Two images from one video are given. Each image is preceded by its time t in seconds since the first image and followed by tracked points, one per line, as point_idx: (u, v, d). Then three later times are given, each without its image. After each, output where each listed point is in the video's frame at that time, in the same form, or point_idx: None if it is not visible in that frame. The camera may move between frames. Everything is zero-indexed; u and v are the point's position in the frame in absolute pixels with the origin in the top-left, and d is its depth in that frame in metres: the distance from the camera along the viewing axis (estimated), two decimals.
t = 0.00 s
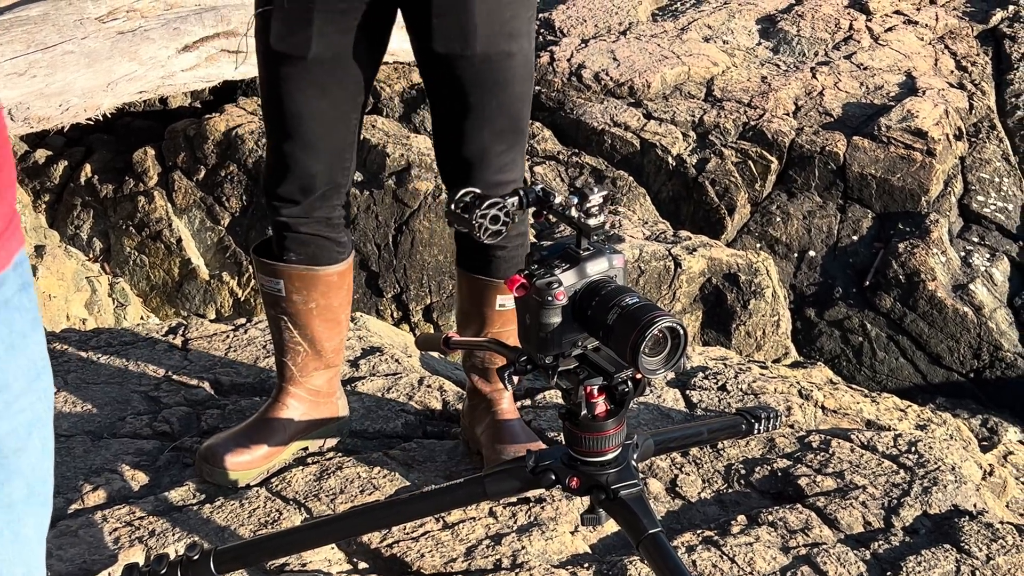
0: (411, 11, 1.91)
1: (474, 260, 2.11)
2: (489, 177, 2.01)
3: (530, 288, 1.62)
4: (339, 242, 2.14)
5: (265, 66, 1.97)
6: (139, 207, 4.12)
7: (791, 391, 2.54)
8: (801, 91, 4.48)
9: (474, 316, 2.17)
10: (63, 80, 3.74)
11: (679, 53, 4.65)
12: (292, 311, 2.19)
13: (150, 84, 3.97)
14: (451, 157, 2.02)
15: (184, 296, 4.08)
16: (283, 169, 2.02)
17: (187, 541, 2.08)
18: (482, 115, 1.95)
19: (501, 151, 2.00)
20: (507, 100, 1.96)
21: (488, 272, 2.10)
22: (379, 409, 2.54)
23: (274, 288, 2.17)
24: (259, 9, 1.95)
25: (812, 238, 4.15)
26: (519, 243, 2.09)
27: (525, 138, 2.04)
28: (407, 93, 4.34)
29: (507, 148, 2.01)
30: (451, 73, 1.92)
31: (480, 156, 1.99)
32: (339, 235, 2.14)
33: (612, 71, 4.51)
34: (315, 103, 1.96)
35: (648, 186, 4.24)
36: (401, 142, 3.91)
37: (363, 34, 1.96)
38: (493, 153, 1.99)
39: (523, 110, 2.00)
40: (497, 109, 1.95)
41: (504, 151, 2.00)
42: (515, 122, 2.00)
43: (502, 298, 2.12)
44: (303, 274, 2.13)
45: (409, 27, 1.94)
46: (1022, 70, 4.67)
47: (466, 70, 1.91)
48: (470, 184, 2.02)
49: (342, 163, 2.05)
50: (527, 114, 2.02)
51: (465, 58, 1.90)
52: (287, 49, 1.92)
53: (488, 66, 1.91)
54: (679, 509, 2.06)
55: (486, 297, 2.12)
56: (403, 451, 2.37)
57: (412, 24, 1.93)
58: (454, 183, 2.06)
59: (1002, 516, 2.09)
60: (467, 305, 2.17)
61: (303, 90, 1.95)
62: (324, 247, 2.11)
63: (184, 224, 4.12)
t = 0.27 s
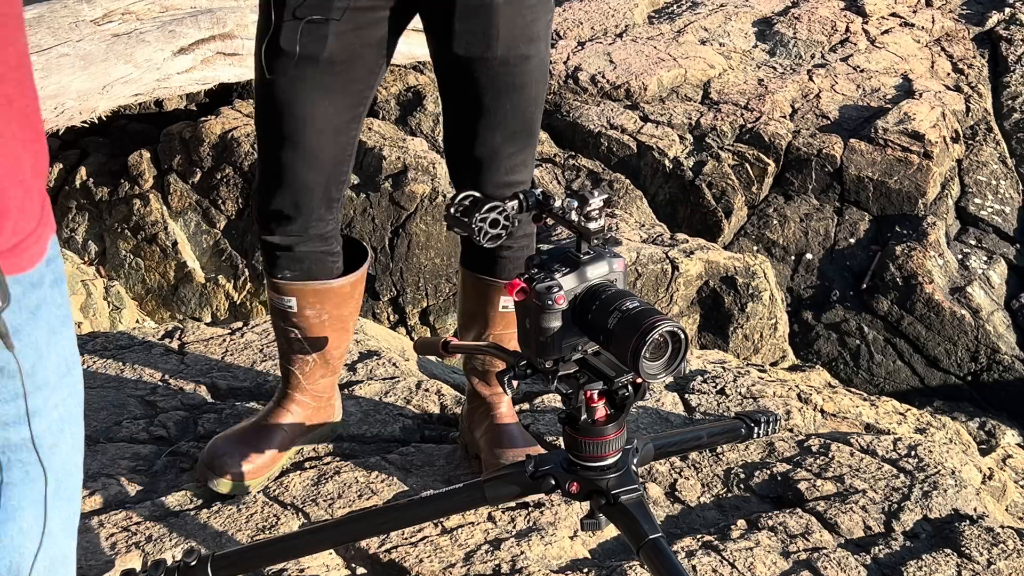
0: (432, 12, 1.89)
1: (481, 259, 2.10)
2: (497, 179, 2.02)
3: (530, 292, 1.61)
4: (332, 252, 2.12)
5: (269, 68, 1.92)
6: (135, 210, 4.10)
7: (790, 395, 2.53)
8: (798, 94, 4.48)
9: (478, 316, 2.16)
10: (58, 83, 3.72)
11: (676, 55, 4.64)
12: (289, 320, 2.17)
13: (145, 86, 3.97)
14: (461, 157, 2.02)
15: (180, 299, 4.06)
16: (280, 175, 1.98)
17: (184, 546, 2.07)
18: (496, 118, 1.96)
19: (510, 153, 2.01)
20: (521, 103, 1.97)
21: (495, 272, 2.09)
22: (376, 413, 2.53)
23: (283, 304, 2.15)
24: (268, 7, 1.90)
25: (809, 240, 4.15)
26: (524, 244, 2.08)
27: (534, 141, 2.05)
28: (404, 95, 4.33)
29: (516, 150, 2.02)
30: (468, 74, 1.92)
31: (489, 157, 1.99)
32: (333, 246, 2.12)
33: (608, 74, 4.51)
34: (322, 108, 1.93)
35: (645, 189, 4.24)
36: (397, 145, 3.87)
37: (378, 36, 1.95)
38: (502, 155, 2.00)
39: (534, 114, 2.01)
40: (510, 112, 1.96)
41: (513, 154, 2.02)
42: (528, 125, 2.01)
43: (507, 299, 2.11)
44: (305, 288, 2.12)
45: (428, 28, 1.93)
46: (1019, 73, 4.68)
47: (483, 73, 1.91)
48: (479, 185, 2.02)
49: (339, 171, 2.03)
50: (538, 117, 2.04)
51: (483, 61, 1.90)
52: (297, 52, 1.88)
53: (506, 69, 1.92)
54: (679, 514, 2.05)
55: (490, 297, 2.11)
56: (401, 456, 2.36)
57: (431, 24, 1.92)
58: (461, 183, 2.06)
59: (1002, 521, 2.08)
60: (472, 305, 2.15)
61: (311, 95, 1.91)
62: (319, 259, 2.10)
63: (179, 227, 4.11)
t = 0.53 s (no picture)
0: (400, 22, 1.91)
1: (463, 267, 2.10)
2: (477, 188, 2.02)
3: (520, 293, 1.60)
4: (333, 252, 2.12)
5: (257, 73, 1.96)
6: (127, 211, 4.08)
7: (783, 397, 2.52)
8: (791, 95, 4.48)
9: (464, 323, 2.15)
10: (50, 84, 3.68)
11: (669, 56, 4.64)
12: (281, 322, 2.16)
13: (137, 88, 3.96)
14: (439, 167, 2.03)
15: (172, 301, 4.04)
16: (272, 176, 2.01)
17: (174, 549, 2.05)
18: (470, 127, 1.96)
19: (487, 163, 2.02)
20: (496, 112, 1.97)
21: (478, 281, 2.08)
22: (368, 415, 2.52)
23: (264, 301, 2.15)
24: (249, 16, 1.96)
25: (803, 242, 4.15)
26: (508, 255, 2.08)
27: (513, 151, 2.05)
28: (397, 96, 4.32)
29: (494, 160, 2.02)
30: (440, 84, 1.93)
31: (466, 167, 2.00)
32: (334, 245, 2.12)
33: (601, 75, 4.50)
34: (306, 111, 1.96)
35: (638, 191, 4.23)
36: (391, 146, 3.90)
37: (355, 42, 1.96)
38: (478, 165, 2.01)
39: (511, 123, 2.01)
40: (486, 121, 1.97)
41: (492, 164, 2.02)
42: (505, 134, 2.01)
43: (492, 307, 2.11)
44: (293, 289, 2.11)
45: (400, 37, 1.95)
46: (1011, 74, 4.69)
47: (455, 82, 1.92)
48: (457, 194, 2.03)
49: (332, 172, 2.04)
50: (516, 126, 2.04)
51: (454, 71, 1.91)
52: (277, 58, 1.92)
53: (476, 79, 1.92)
54: (671, 516, 2.04)
55: (475, 305, 2.11)
56: (392, 457, 2.35)
57: (402, 34, 1.94)
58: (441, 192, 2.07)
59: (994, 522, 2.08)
60: (457, 312, 2.15)
61: (291, 100, 1.95)
62: (319, 257, 2.10)
63: (171, 229, 4.09)
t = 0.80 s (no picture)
0: (377, 27, 1.92)
1: (450, 272, 2.10)
2: (460, 193, 2.03)
3: (514, 299, 1.60)
4: (322, 255, 2.13)
5: (235, 79, 1.97)
6: (121, 215, 4.08)
7: (776, 401, 2.53)
8: (785, 99, 4.48)
9: (455, 326, 2.15)
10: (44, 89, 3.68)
11: (664, 61, 4.65)
12: (274, 325, 2.16)
13: (132, 92, 3.96)
14: (422, 172, 2.04)
15: (167, 305, 4.03)
16: (256, 181, 2.02)
17: (168, 554, 2.05)
18: (450, 131, 1.97)
19: (470, 167, 2.02)
20: (475, 116, 1.97)
21: (465, 282, 2.08)
22: (362, 419, 2.52)
23: (256, 304, 2.15)
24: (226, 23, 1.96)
25: (797, 246, 4.16)
26: (496, 255, 2.08)
27: (494, 154, 2.06)
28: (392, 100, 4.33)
29: (475, 164, 2.02)
30: (419, 89, 1.94)
31: (447, 172, 2.01)
32: (322, 248, 2.12)
33: (596, 79, 4.51)
34: (287, 115, 1.97)
35: (633, 195, 4.23)
36: (385, 151, 3.91)
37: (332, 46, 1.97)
38: (459, 170, 2.01)
39: (492, 126, 2.02)
40: (465, 125, 1.97)
41: (474, 168, 2.02)
42: (486, 138, 2.01)
43: (480, 309, 2.10)
44: (286, 291, 2.12)
45: (377, 42, 1.95)
46: (1006, 78, 4.70)
47: (434, 87, 1.93)
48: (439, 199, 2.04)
49: (315, 176, 2.05)
50: (497, 130, 2.04)
51: (430, 76, 1.92)
52: (256, 63, 1.92)
53: (454, 84, 1.93)
54: (664, 520, 2.04)
55: (464, 307, 2.10)
56: (387, 462, 2.35)
57: (379, 39, 1.95)
58: (424, 198, 2.07)
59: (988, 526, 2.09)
60: (447, 315, 2.14)
61: (271, 105, 1.95)
62: (308, 261, 2.10)
63: (166, 233, 4.08)
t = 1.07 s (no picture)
0: (368, 34, 1.93)
1: (446, 279, 2.10)
2: (453, 200, 2.03)
3: (513, 307, 1.60)
4: (319, 262, 2.13)
5: (229, 87, 1.98)
6: (120, 220, 4.08)
7: (775, 408, 2.53)
8: (784, 104, 4.49)
9: (453, 334, 2.15)
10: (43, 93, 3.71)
11: (663, 66, 4.65)
12: (272, 332, 2.16)
13: (131, 97, 3.96)
14: (416, 179, 2.04)
15: (165, 310, 4.02)
16: (251, 188, 2.02)
17: (166, 561, 2.05)
18: (442, 138, 1.97)
19: (463, 174, 2.02)
20: (468, 123, 1.97)
21: (461, 289, 2.08)
22: (361, 426, 2.52)
23: (254, 310, 2.15)
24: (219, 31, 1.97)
25: (796, 251, 4.16)
26: (492, 262, 2.08)
27: (488, 161, 2.06)
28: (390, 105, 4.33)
29: (469, 171, 2.02)
30: (411, 95, 1.94)
31: (441, 179, 2.01)
32: (318, 255, 2.12)
33: (595, 85, 4.52)
34: (280, 122, 1.97)
35: (632, 200, 4.24)
36: (384, 157, 3.92)
37: (325, 53, 1.97)
38: (453, 177, 2.01)
39: (485, 133, 2.01)
40: (457, 132, 1.97)
41: (468, 175, 2.02)
42: (479, 145, 2.01)
43: (478, 316, 2.11)
44: (284, 297, 2.11)
45: (368, 49, 1.96)
46: (1004, 84, 4.71)
47: (425, 94, 1.93)
48: (433, 206, 2.04)
49: (310, 182, 2.05)
50: (490, 137, 2.04)
51: (421, 83, 1.92)
52: (248, 69, 1.93)
53: (445, 90, 1.93)
54: (663, 528, 2.04)
55: (462, 315, 2.10)
56: (385, 469, 2.35)
57: (370, 46, 1.95)
58: (417, 205, 2.08)
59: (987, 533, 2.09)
60: (445, 323, 2.14)
61: (264, 111, 1.96)
62: (305, 267, 2.10)
63: (165, 238, 4.08)
